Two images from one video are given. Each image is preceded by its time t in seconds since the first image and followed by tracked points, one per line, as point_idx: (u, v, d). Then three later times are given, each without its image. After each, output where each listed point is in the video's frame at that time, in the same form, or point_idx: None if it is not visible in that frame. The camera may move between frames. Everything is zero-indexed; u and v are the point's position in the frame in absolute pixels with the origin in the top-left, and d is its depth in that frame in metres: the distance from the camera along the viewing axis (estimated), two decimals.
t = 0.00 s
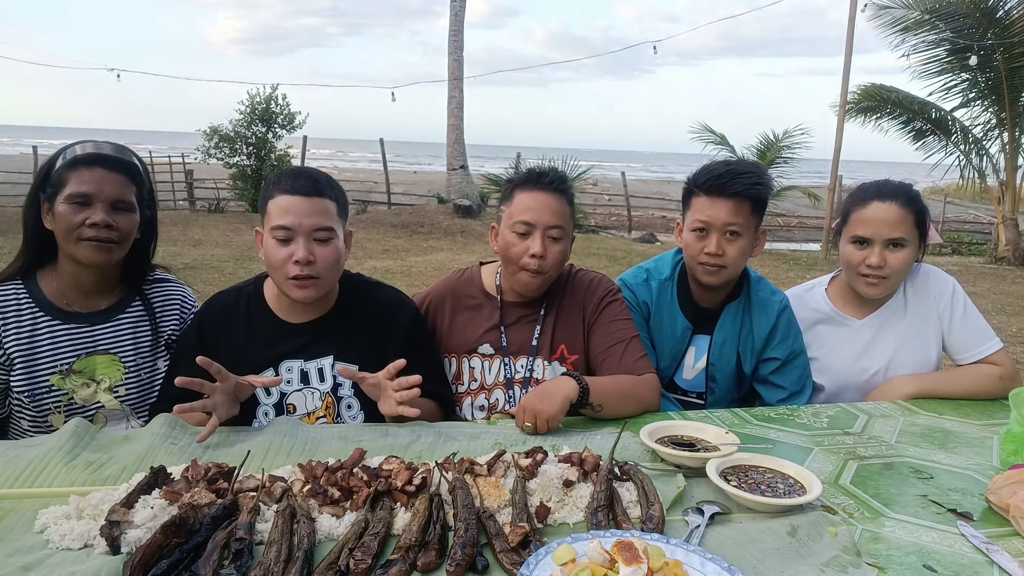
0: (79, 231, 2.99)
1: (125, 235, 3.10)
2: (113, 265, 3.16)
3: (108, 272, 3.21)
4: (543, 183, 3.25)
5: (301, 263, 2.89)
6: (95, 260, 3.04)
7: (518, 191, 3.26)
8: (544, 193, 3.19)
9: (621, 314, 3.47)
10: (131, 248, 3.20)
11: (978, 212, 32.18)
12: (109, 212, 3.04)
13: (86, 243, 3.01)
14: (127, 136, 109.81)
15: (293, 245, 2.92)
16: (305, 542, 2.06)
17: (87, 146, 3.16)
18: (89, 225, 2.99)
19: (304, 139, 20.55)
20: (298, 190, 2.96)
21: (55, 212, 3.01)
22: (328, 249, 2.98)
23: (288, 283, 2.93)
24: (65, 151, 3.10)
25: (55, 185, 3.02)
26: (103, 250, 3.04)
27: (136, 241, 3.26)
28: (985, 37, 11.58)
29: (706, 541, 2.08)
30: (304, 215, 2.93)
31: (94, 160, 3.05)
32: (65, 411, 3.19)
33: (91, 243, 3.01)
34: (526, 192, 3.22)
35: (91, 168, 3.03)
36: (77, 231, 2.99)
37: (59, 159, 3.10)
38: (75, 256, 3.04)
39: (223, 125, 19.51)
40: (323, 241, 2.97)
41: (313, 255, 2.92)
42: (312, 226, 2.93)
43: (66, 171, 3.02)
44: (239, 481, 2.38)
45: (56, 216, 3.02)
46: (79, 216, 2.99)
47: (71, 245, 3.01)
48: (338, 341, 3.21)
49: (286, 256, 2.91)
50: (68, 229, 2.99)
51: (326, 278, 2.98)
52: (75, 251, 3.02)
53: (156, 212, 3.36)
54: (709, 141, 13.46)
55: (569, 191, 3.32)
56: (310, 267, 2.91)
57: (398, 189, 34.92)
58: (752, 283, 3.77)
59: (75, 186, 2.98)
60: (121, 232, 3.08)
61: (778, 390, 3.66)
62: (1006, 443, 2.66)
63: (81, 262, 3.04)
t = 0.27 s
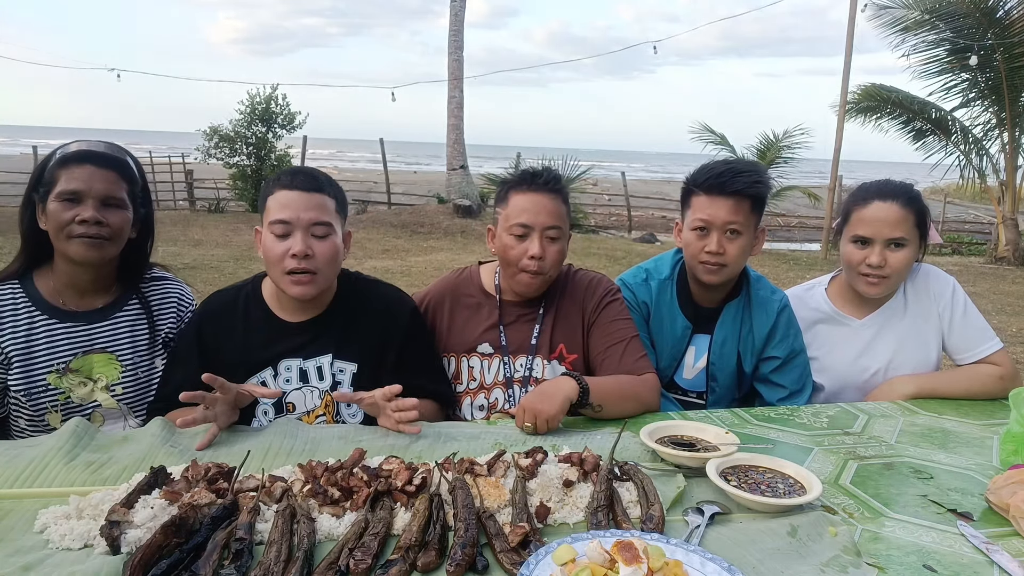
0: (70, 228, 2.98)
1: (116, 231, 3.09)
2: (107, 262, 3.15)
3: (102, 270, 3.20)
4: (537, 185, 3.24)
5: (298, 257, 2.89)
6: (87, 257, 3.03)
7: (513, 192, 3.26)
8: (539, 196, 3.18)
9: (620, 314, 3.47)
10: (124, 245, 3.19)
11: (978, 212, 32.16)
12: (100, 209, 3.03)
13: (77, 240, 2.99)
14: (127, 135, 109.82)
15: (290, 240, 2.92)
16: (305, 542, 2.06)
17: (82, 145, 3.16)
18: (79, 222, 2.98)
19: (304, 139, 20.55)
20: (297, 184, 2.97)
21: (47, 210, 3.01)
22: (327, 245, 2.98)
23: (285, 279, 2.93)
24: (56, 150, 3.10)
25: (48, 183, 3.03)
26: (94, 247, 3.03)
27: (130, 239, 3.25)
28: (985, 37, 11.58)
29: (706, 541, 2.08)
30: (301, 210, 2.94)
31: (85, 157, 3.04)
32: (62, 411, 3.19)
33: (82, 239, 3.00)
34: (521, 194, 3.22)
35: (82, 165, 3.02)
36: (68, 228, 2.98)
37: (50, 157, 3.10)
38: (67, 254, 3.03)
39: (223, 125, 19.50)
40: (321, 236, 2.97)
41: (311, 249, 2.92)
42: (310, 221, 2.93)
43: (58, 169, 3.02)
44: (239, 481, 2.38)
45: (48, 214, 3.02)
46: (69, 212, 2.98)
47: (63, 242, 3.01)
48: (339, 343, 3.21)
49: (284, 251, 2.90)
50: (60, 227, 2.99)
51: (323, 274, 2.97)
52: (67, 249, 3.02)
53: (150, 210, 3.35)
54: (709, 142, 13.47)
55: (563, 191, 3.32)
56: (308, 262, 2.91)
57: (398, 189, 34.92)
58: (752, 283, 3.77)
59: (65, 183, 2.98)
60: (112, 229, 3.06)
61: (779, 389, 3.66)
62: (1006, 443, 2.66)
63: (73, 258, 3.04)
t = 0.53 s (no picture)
0: (62, 225, 2.98)
1: (109, 229, 3.07)
2: (101, 260, 3.13)
3: (99, 269, 3.20)
4: (536, 184, 3.24)
5: (292, 259, 2.89)
6: (79, 254, 3.02)
7: (512, 192, 3.26)
8: (539, 195, 3.18)
9: (620, 314, 3.47)
10: (119, 243, 3.18)
11: (978, 212, 32.16)
12: (91, 206, 3.02)
13: (69, 237, 2.99)
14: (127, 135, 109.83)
15: (284, 241, 2.92)
16: (305, 542, 2.06)
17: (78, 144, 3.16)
18: (70, 219, 2.98)
19: (304, 139, 20.56)
20: (288, 186, 2.97)
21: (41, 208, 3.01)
22: (319, 245, 2.98)
23: (279, 281, 2.93)
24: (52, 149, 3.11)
25: (42, 182, 3.03)
26: (87, 244, 3.02)
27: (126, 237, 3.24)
28: (985, 37, 11.58)
29: (706, 541, 2.08)
30: (294, 211, 2.93)
31: (78, 155, 3.04)
32: (62, 411, 3.19)
33: (74, 236, 2.99)
34: (522, 193, 3.22)
35: (74, 163, 3.02)
36: (59, 225, 2.97)
37: (46, 157, 3.11)
38: (60, 251, 3.03)
39: (223, 125, 19.50)
40: (314, 237, 2.97)
41: (304, 250, 2.92)
42: (302, 222, 2.93)
43: (51, 167, 3.02)
44: (239, 481, 2.38)
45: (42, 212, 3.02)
46: (61, 209, 2.97)
47: (55, 240, 3.00)
48: (339, 342, 3.21)
49: (277, 252, 2.91)
50: (52, 224, 2.98)
51: (318, 276, 2.99)
52: (59, 246, 3.01)
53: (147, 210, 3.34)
54: (709, 141, 13.48)
55: (562, 192, 3.31)
56: (302, 262, 2.91)
57: (398, 189, 34.92)
58: (752, 282, 3.77)
59: (58, 181, 2.98)
60: (104, 226, 3.05)
61: (779, 388, 3.66)
62: (1006, 444, 2.66)
63: (66, 256, 3.03)
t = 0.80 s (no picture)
0: (51, 221, 2.96)
1: (98, 224, 3.04)
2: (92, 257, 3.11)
3: (93, 266, 3.17)
4: (534, 183, 3.24)
5: (286, 262, 2.89)
6: (69, 249, 2.99)
7: (511, 191, 3.25)
8: (536, 194, 3.19)
9: (620, 314, 3.47)
10: (112, 239, 3.15)
11: (979, 212, 32.16)
12: (80, 201, 2.99)
13: (58, 232, 2.96)
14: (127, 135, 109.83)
15: (279, 244, 2.92)
16: (305, 542, 2.06)
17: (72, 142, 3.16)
18: (58, 214, 2.95)
19: (304, 139, 20.56)
20: (283, 189, 2.96)
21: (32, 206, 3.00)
22: (316, 248, 2.97)
23: (275, 282, 2.94)
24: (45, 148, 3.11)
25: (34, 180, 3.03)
26: (76, 238, 2.99)
27: (119, 234, 3.21)
28: (985, 37, 11.59)
29: (706, 541, 2.08)
30: (290, 214, 2.93)
31: (68, 151, 3.03)
32: (60, 411, 3.19)
33: (62, 231, 2.96)
34: (519, 193, 3.22)
35: (64, 159, 3.01)
36: (48, 221, 2.95)
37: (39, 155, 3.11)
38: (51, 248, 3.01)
39: (223, 125, 19.50)
40: (310, 240, 2.97)
41: (299, 253, 2.92)
42: (298, 225, 2.92)
43: (42, 165, 3.02)
44: (239, 481, 2.38)
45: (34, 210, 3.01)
46: (50, 205, 2.95)
47: (45, 236, 2.98)
48: (339, 342, 3.22)
49: (273, 254, 2.91)
50: (41, 220, 2.97)
51: (314, 278, 2.99)
52: (50, 242, 2.99)
53: (142, 207, 3.32)
54: (709, 141, 13.48)
55: (560, 191, 3.31)
56: (296, 265, 2.91)
57: (398, 189, 34.92)
58: (752, 283, 3.77)
59: (47, 177, 2.97)
60: (93, 221, 3.02)
61: (780, 389, 3.66)
62: (1006, 444, 2.66)
63: (57, 252, 3.01)
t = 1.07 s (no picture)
0: (44, 224, 2.95)
1: (91, 225, 3.03)
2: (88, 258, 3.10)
3: (90, 267, 3.17)
4: (526, 182, 3.25)
5: (286, 262, 2.89)
6: (63, 252, 2.99)
7: (503, 191, 3.26)
8: (528, 192, 3.19)
9: (620, 315, 3.47)
10: (107, 239, 3.14)
11: (979, 212, 32.16)
12: (72, 203, 2.98)
13: (51, 235, 2.96)
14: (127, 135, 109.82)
15: (280, 244, 2.92)
16: (305, 542, 2.06)
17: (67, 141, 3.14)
18: (51, 217, 2.95)
19: (304, 139, 20.56)
20: (284, 189, 2.95)
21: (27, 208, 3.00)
22: (316, 248, 2.97)
23: (274, 283, 2.94)
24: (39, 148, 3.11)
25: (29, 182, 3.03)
26: (69, 241, 2.99)
27: (115, 233, 3.19)
28: (985, 37, 11.58)
29: (706, 541, 2.08)
30: (291, 214, 2.92)
31: (60, 152, 3.01)
32: (59, 411, 3.19)
33: (55, 234, 2.96)
34: (511, 193, 3.22)
35: (56, 160, 2.99)
36: (42, 224, 2.95)
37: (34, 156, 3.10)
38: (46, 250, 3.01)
39: (223, 125, 19.49)
40: (310, 240, 2.96)
41: (299, 254, 2.91)
42: (299, 226, 2.92)
43: (36, 166, 3.01)
44: (239, 481, 2.38)
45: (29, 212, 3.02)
46: (43, 208, 2.95)
47: (39, 238, 2.99)
48: (339, 342, 3.22)
49: (273, 255, 2.91)
50: (35, 222, 2.97)
51: (314, 279, 2.99)
52: (45, 245, 3.00)
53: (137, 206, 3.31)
54: (709, 141, 13.49)
55: (555, 186, 3.33)
56: (296, 266, 2.91)
57: (398, 189, 34.93)
58: (752, 283, 3.78)
59: (40, 180, 2.96)
60: (85, 223, 3.01)
61: (780, 390, 3.67)
62: (1006, 444, 2.66)
63: (52, 255, 3.01)
